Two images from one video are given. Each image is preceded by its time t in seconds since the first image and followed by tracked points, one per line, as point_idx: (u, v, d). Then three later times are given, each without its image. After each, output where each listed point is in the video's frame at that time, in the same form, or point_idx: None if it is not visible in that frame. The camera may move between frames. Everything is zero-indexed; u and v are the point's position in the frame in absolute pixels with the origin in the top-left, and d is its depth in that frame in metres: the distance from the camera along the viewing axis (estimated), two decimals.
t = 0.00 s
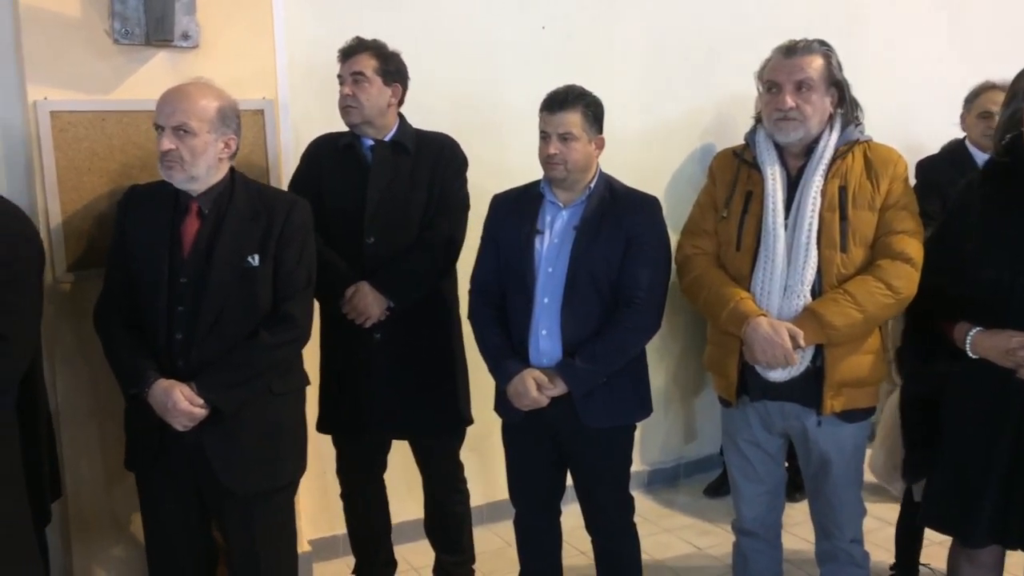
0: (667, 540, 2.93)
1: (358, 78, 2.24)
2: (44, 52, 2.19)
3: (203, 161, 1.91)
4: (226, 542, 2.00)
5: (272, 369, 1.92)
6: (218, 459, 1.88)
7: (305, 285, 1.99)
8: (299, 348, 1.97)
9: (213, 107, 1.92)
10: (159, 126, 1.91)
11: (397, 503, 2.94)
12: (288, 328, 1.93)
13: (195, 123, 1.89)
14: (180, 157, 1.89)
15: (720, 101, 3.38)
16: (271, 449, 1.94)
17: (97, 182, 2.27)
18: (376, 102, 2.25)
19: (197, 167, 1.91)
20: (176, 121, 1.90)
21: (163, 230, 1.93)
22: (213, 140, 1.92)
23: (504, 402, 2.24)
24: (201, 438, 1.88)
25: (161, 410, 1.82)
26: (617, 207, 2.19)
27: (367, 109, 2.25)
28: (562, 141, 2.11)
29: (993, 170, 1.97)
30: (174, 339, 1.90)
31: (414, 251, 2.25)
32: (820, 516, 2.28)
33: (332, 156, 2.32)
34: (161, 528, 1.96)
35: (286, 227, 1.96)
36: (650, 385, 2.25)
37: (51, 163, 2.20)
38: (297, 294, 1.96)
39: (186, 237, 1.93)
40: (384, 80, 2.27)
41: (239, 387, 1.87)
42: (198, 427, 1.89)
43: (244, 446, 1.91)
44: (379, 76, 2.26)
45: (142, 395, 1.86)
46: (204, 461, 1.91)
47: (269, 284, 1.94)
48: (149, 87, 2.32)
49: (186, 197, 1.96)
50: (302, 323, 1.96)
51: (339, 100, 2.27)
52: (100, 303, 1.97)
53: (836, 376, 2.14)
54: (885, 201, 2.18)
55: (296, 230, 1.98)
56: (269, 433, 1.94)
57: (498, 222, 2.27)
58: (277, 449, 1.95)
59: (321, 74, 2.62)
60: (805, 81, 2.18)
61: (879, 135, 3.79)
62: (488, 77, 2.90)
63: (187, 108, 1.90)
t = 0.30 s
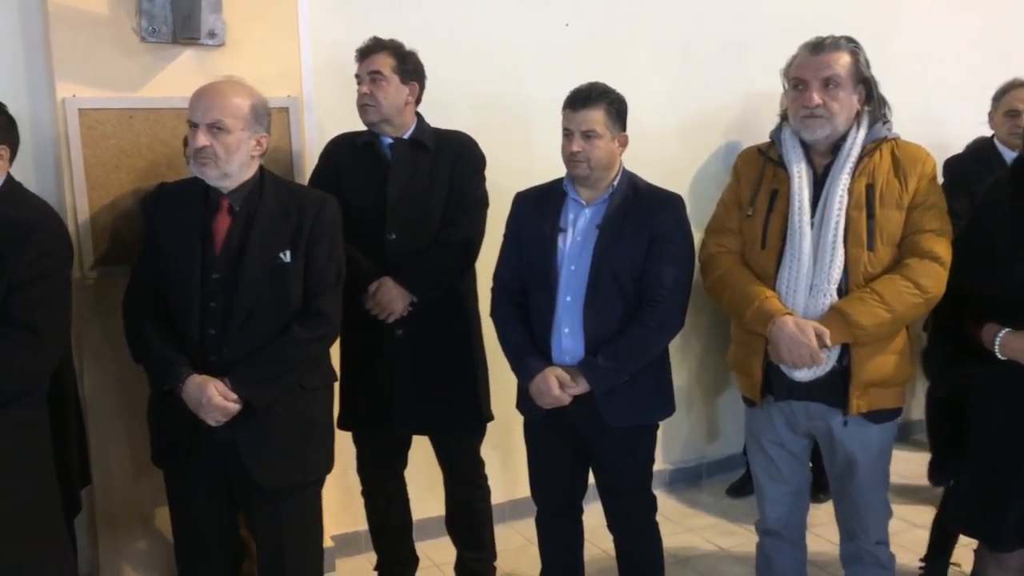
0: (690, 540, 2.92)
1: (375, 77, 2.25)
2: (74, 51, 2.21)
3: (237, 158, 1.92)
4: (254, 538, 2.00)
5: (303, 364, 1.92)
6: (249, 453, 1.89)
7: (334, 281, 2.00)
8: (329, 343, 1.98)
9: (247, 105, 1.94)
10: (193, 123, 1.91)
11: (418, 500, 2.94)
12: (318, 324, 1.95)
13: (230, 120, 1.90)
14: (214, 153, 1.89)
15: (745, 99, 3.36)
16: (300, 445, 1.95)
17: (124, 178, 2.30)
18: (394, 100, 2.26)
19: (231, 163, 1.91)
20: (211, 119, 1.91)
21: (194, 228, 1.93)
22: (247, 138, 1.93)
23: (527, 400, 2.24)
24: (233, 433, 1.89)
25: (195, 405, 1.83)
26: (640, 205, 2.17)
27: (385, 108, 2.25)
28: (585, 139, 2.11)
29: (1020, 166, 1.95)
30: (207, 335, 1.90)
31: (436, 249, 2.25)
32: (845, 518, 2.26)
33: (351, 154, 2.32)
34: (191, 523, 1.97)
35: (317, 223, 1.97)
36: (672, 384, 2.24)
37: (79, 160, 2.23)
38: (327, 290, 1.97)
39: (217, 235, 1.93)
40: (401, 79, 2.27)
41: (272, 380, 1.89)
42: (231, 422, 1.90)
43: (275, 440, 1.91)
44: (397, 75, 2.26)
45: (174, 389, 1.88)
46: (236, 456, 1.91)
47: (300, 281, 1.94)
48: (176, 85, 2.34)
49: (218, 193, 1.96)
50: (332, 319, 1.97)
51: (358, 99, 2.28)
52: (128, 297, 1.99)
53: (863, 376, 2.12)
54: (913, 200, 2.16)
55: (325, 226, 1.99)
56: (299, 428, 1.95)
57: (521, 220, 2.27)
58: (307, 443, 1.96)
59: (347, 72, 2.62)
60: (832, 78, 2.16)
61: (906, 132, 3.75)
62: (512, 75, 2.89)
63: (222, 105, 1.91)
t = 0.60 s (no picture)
0: (712, 543, 2.90)
1: (396, 78, 2.25)
2: (101, 52, 2.24)
3: (273, 157, 1.93)
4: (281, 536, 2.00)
5: (334, 364, 1.92)
6: (281, 451, 1.89)
7: (366, 281, 2.01)
8: (360, 344, 1.98)
9: (283, 106, 1.94)
10: (230, 122, 1.92)
11: (439, 500, 2.95)
12: (350, 323, 1.95)
13: (267, 120, 1.91)
14: (251, 152, 1.90)
15: (769, 99, 3.33)
16: (333, 445, 1.94)
17: (151, 178, 2.33)
18: (415, 101, 2.26)
19: (267, 163, 1.92)
20: (248, 118, 1.91)
21: (228, 227, 1.93)
22: (283, 138, 1.94)
23: (550, 400, 2.24)
24: (265, 432, 1.90)
25: (229, 402, 1.83)
26: (663, 205, 2.16)
27: (406, 108, 2.26)
28: (607, 139, 2.10)
29: None
30: (241, 334, 1.91)
31: (458, 249, 2.25)
32: (869, 522, 2.23)
33: (372, 154, 2.32)
34: (220, 521, 1.96)
35: (350, 223, 1.98)
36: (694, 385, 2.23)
37: (106, 159, 2.27)
38: (359, 290, 1.98)
39: (251, 235, 1.94)
40: (421, 80, 2.28)
41: (307, 377, 1.89)
42: (263, 420, 1.90)
43: (307, 438, 1.91)
44: (417, 76, 2.27)
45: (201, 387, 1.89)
46: (270, 456, 1.92)
47: (333, 280, 1.95)
48: (201, 86, 2.36)
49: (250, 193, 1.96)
50: (364, 318, 1.97)
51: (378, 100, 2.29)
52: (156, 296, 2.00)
53: (888, 379, 2.10)
54: (940, 201, 2.14)
55: (358, 227, 2.00)
56: (332, 427, 1.95)
57: (544, 220, 2.26)
58: (337, 444, 1.95)
59: (371, 73, 2.63)
60: (858, 77, 2.14)
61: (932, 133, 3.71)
62: (534, 75, 2.89)
63: (258, 105, 1.92)
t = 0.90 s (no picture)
0: (734, 546, 2.88)
1: (417, 80, 2.26)
2: (127, 55, 2.26)
3: (307, 158, 1.94)
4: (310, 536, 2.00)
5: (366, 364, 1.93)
6: (309, 451, 1.90)
7: (398, 282, 2.01)
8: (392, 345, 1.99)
9: (319, 108, 1.96)
10: (266, 123, 1.93)
11: (460, 500, 2.95)
12: (382, 324, 1.95)
13: (303, 121, 1.93)
14: (286, 153, 1.91)
15: (792, 99, 3.32)
16: (360, 446, 1.95)
17: (175, 180, 2.36)
18: (435, 102, 2.27)
19: (301, 164, 1.93)
20: (284, 119, 1.93)
21: (262, 227, 1.94)
22: (317, 139, 1.95)
23: (571, 401, 2.24)
24: (295, 433, 1.91)
25: (261, 402, 1.83)
26: (685, 206, 2.16)
27: (427, 110, 2.27)
28: (629, 140, 2.10)
29: None
30: (273, 334, 1.92)
31: (479, 250, 2.26)
32: (893, 526, 2.22)
33: (394, 155, 2.33)
34: (246, 521, 1.96)
35: (382, 225, 1.99)
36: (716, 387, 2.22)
37: (131, 159, 2.29)
38: (391, 291, 1.99)
39: (284, 235, 1.95)
40: (442, 81, 2.29)
41: (338, 378, 1.90)
42: (293, 422, 1.91)
43: (336, 439, 1.92)
44: (438, 77, 2.27)
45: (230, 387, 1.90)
46: (299, 456, 1.92)
47: (366, 281, 1.96)
48: (225, 87, 2.38)
49: (283, 195, 1.97)
50: (395, 318, 1.98)
51: (399, 102, 2.30)
52: (197, 304, 1.99)
53: (913, 381, 2.09)
54: (966, 202, 2.12)
55: (389, 231, 2.01)
56: (362, 429, 1.96)
57: (565, 221, 2.26)
58: (365, 445, 1.96)
59: (393, 74, 2.65)
60: (883, 78, 2.12)
61: (957, 133, 3.67)
62: (555, 76, 2.89)
63: (294, 106, 1.93)
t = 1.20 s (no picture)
0: (764, 551, 2.86)
1: (448, 82, 2.28)
2: (164, 58, 2.30)
3: (347, 160, 1.95)
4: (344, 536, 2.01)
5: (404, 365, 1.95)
6: (344, 451, 1.91)
7: (434, 286, 2.02)
8: (426, 349, 2.00)
9: (361, 110, 1.97)
10: (309, 123, 1.95)
11: (488, 500, 2.96)
12: (416, 329, 1.96)
13: (345, 123, 1.94)
14: (326, 154, 1.93)
15: (824, 100, 3.29)
16: (394, 448, 1.96)
17: (210, 181, 2.39)
18: (467, 104, 2.28)
19: (341, 165, 1.95)
20: (327, 120, 1.95)
21: (301, 228, 1.96)
22: (358, 141, 1.97)
23: (600, 402, 2.23)
24: (329, 433, 1.92)
25: (296, 403, 1.85)
26: (717, 208, 2.15)
27: (458, 112, 2.28)
28: (660, 142, 2.09)
29: None
30: (310, 335, 1.94)
31: (510, 252, 2.26)
32: (927, 531, 2.19)
33: (425, 156, 2.35)
34: (278, 521, 1.97)
35: (421, 227, 2.00)
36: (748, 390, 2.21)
37: (167, 162, 2.33)
38: (427, 295, 2.00)
39: (323, 236, 1.96)
40: (473, 84, 2.30)
41: (373, 380, 1.91)
42: (327, 422, 1.92)
43: (370, 440, 1.93)
44: (469, 79, 2.29)
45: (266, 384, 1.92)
46: (333, 456, 1.94)
47: (401, 284, 1.97)
48: (259, 90, 2.41)
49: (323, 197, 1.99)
50: (430, 323, 1.99)
51: (431, 104, 2.31)
52: (239, 304, 2.02)
53: (949, 386, 2.07)
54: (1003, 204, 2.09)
55: (427, 234, 2.02)
56: (397, 431, 1.97)
57: (595, 222, 2.26)
58: (398, 447, 1.97)
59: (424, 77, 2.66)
60: (918, 78, 2.10)
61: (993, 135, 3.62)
62: (586, 77, 2.89)
63: (337, 108, 1.95)
